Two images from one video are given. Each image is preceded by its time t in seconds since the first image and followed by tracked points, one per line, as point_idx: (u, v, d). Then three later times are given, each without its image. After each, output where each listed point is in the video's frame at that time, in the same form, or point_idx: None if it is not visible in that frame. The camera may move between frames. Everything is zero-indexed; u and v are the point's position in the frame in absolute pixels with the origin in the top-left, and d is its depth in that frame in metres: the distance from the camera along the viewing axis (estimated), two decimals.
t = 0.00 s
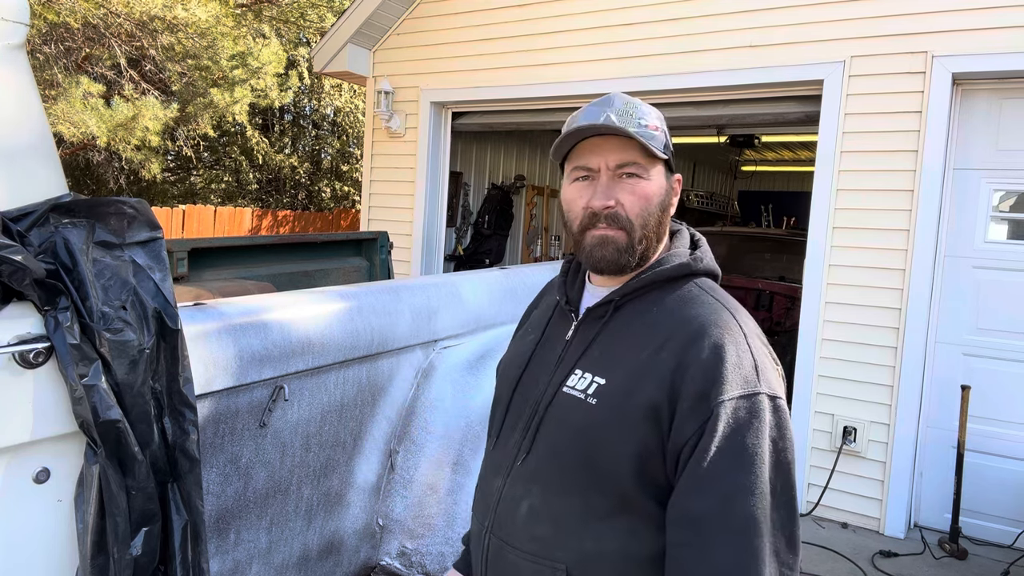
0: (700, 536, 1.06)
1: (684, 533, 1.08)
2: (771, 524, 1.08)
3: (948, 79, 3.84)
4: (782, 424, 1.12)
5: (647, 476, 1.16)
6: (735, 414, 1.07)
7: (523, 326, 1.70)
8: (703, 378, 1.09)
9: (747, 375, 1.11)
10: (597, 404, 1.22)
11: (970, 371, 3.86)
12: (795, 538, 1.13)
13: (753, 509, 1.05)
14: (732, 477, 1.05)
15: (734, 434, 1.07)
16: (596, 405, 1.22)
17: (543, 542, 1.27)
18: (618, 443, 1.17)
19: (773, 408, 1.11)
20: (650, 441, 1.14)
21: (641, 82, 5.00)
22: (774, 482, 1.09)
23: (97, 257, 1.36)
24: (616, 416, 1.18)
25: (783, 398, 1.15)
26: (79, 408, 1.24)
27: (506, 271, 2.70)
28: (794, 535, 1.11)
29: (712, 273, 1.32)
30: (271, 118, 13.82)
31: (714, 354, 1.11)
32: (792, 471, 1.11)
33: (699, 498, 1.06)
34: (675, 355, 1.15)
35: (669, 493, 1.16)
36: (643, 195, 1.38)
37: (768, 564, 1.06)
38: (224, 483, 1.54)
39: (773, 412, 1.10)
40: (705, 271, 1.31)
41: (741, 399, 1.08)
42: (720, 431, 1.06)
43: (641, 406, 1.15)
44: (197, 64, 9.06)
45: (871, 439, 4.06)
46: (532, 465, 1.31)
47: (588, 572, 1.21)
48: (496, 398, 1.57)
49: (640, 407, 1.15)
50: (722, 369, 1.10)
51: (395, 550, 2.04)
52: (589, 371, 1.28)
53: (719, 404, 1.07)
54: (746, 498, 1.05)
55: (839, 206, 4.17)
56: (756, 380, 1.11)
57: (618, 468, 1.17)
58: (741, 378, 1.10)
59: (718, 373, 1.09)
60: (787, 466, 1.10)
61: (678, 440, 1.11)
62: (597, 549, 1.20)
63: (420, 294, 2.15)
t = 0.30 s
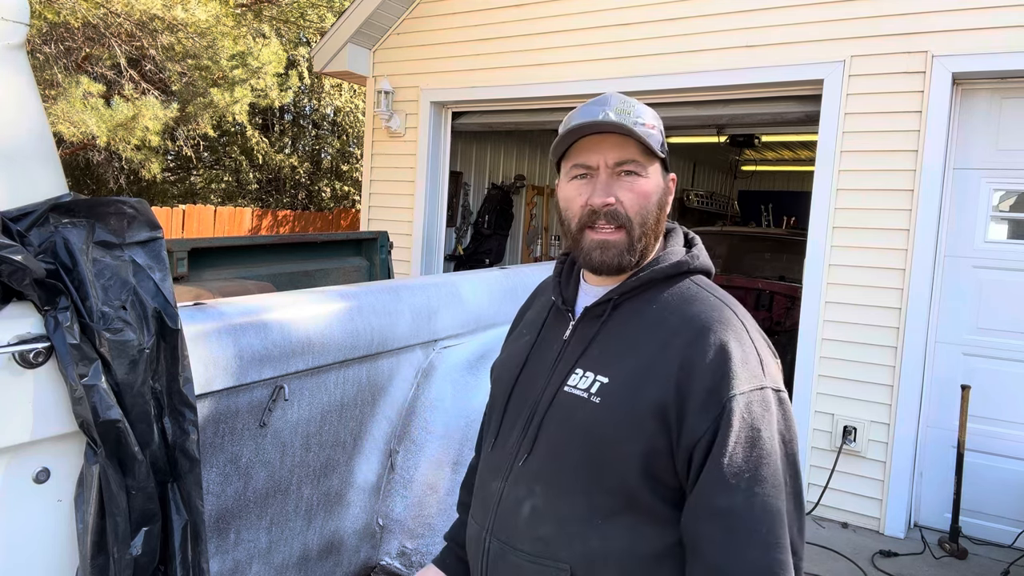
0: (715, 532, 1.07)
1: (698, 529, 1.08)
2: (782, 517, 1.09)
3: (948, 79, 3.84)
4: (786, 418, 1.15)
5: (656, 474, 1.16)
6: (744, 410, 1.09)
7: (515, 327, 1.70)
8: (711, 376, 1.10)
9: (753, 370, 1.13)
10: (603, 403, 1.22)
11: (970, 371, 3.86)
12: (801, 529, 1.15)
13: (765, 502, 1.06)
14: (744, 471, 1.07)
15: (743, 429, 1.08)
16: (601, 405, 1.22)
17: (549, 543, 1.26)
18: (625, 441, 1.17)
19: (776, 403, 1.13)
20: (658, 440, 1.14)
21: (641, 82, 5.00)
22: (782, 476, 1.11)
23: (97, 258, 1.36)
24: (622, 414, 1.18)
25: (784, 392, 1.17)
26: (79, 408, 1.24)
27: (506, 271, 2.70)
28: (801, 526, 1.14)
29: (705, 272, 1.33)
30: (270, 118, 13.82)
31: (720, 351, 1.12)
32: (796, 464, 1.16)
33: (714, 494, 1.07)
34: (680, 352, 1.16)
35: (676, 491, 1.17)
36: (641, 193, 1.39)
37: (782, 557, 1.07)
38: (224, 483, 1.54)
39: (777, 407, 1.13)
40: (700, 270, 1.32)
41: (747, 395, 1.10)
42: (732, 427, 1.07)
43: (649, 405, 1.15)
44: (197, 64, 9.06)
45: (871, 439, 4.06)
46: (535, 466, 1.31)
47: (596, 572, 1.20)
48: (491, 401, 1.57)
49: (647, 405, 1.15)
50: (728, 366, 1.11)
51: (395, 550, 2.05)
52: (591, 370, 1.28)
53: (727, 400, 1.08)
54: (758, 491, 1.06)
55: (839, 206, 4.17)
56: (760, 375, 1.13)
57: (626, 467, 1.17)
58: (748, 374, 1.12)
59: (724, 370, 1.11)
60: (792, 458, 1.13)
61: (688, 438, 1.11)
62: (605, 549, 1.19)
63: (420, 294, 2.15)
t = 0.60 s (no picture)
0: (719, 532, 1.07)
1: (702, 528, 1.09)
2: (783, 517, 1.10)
3: (948, 79, 3.84)
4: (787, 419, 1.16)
5: (662, 474, 1.17)
6: (746, 410, 1.10)
7: (512, 326, 1.70)
8: (717, 377, 1.12)
9: (757, 372, 1.14)
10: (609, 405, 1.22)
11: (970, 372, 3.86)
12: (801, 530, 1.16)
13: (768, 502, 1.07)
14: (746, 470, 1.08)
15: (746, 427, 1.10)
16: (607, 406, 1.22)
17: (553, 545, 1.26)
18: (634, 443, 1.17)
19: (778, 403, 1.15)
20: (664, 441, 1.15)
21: (641, 83, 5.00)
22: (783, 475, 1.13)
23: (97, 258, 1.36)
24: (629, 416, 1.19)
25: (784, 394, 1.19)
26: (79, 408, 1.24)
27: (506, 271, 2.71)
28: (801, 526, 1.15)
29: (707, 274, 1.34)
30: (271, 118, 13.83)
31: (725, 352, 1.14)
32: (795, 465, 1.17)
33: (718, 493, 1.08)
34: (686, 354, 1.16)
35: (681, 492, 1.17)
36: (648, 193, 1.40)
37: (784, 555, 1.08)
38: (224, 483, 1.54)
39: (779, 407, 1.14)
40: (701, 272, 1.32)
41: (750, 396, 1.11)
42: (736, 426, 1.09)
43: (656, 406, 1.16)
44: (197, 64, 9.06)
45: (871, 439, 4.06)
46: (540, 467, 1.30)
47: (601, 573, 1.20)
48: (490, 402, 1.56)
49: (654, 407, 1.16)
50: (732, 367, 1.12)
51: (395, 550, 2.05)
52: (596, 372, 1.28)
53: (733, 400, 1.10)
54: (761, 490, 1.07)
55: (839, 206, 4.17)
56: (764, 376, 1.14)
57: (633, 468, 1.17)
58: (752, 375, 1.13)
59: (729, 371, 1.12)
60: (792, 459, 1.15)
61: (693, 439, 1.12)
62: (610, 550, 1.19)
63: (420, 294, 2.15)
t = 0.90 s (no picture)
0: (727, 531, 1.08)
1: (709, 528, 1.10)
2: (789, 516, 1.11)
3: (948, 79, 3.84)
4: (790, 419, 1.17)
5: (665, 475, 1.17)
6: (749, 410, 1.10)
7: (510, 325, 1.70)
8: (720, 378, 1.11)
9: (758, 371, 1.14)
10: (610, 405, 1.22)
11: (970, 371, 3.86)
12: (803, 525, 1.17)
13: (774, 501, 1.08)
14: (753, 470, 1.08)
15: (749, 428, 1.10)
16: (609, 406, 1.22)
17: (555, 543, 1.26)
18: (636, 443, 1.17)
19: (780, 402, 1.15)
20: (668, 441, 1.15)
21: (641, 82, 5.00)
22: (788, 474, 1.13)
23: (97, 257, 1.36)
24: (632, 417, 1.19)
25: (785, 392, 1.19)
26: (79, 408, 1.24)
27: (506, 271, 2.70)
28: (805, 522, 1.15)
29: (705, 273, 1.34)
30: (271, 118, 13.83)
31: (727, 352, 1.14)
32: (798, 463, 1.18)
33: (725, 494, 1.08)
34: (687, 354, 1.16)
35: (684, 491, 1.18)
36: (647, 190, 1.40)
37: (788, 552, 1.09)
38: (224, 483, 1.54)
39: (782, 407, 1.15)
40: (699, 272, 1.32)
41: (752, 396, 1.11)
42: (741, 427, 1.09)
43: (658, 407, 1.16)
44: (197, 64, 9.05)
45: (871, 439, 4.06)
46: (541, 465, 1.30)
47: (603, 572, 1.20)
48: (489, 401, 1.56)
49: (657, 407, 1.16)
50: (735, 367, 1.12)
51: (395, 550, 2.05)
52: (597, 371, 1.28)
53: (736, 401, 1.10)
54: (768, 491, 1.08)
55: (839, 206, 4.17)
56: (765, 375, 1.15)
57: (636, 467, 1.17)
58: (755, 375, 1.13)
59: (731, 371, 1.12)
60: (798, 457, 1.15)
61: (698, 440, 1.12)
62: (612, 549, 1.19)
63: (420, 294, 2.15)
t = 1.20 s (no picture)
0: (724, 526, 1.08)
1: (706, 522, 1.10)
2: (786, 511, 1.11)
3: (948, 79, 3.84)
4: (786, 415, 1.17)
5: (662, 470, 1.16)
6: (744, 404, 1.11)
7: (512, 325, 1.70)
8: (717, 375, 1.12)
9: (756, 369, 1.15)
10: (609, 400, 1.22)
11: (970, 371, 3.86)
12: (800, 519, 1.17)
13: (771, 497, 1.08)
14: (750, 465, 1.09)
15: (746, 425, 1.10)
16: (607, 402, 1.22)
17: (553, 536, 1.26)
18: (634, 438, 1.17)
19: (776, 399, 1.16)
20: (666, 437, 1.15)
21: (641, 82, 5.00)
22: (785, 469, 1.13)
23: (97, 257, 1.36)
24: (629, 414, 1.18)
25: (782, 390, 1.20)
26: (79, 408, 1.24)
27: (506, 271, 2.70)
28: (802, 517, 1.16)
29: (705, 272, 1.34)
30: (271, 118, 13.83)
31: (724, 349, 1.14)
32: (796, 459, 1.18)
33: (722, 489, 1.08)
34: (685, 352, 1.16)
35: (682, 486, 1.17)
36: (632, 190, 1.38)
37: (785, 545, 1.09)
38: (224, 483, 1.54)
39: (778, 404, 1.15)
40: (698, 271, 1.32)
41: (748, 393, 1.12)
42: (737, 424, 1.09)
43: (655, 403, 1.16)
44: (197, 64, 9.05)
45: (870, 439, 4.06)
46: (540, 459, 1.30)
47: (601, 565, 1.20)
48: (490, 397, 1.56)
49: (655, 403, 1.16)
50: (731, 365, 1.12)
51: (395, 551, 2.05)
52: (596, 367, 1.28)
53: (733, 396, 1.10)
54: (764, 486, 1.08)
55: (839, 206, 4.17)
56: (761, 373, 1.16)
57: (634, 463, 1.17)
58: (751, 373, 1.14)
59: (727, 368, 1.12)
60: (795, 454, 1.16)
61: (695, 436, 1.12)
62: (610, 542, 1.19)
63: (420, 294, 2.15)
